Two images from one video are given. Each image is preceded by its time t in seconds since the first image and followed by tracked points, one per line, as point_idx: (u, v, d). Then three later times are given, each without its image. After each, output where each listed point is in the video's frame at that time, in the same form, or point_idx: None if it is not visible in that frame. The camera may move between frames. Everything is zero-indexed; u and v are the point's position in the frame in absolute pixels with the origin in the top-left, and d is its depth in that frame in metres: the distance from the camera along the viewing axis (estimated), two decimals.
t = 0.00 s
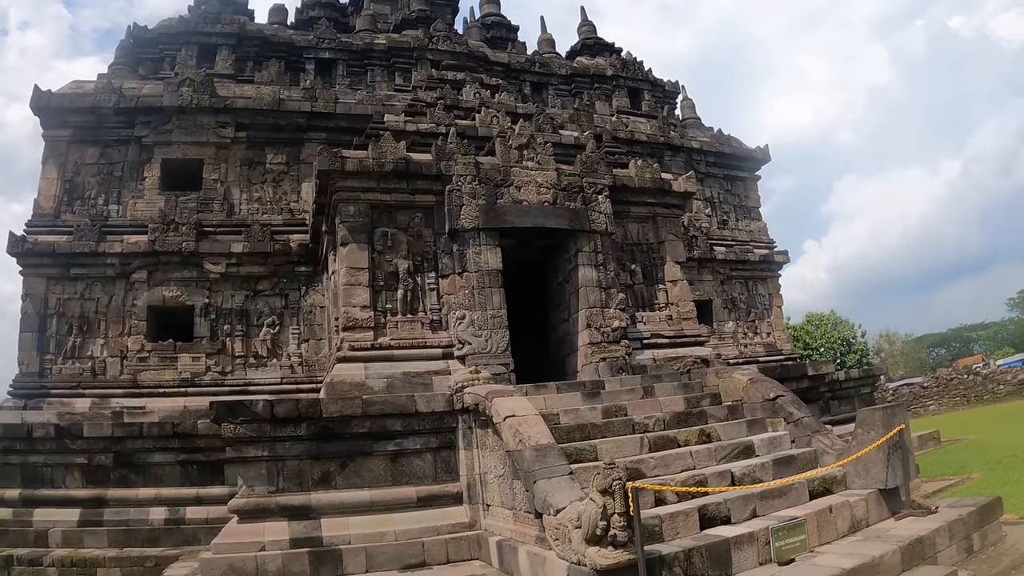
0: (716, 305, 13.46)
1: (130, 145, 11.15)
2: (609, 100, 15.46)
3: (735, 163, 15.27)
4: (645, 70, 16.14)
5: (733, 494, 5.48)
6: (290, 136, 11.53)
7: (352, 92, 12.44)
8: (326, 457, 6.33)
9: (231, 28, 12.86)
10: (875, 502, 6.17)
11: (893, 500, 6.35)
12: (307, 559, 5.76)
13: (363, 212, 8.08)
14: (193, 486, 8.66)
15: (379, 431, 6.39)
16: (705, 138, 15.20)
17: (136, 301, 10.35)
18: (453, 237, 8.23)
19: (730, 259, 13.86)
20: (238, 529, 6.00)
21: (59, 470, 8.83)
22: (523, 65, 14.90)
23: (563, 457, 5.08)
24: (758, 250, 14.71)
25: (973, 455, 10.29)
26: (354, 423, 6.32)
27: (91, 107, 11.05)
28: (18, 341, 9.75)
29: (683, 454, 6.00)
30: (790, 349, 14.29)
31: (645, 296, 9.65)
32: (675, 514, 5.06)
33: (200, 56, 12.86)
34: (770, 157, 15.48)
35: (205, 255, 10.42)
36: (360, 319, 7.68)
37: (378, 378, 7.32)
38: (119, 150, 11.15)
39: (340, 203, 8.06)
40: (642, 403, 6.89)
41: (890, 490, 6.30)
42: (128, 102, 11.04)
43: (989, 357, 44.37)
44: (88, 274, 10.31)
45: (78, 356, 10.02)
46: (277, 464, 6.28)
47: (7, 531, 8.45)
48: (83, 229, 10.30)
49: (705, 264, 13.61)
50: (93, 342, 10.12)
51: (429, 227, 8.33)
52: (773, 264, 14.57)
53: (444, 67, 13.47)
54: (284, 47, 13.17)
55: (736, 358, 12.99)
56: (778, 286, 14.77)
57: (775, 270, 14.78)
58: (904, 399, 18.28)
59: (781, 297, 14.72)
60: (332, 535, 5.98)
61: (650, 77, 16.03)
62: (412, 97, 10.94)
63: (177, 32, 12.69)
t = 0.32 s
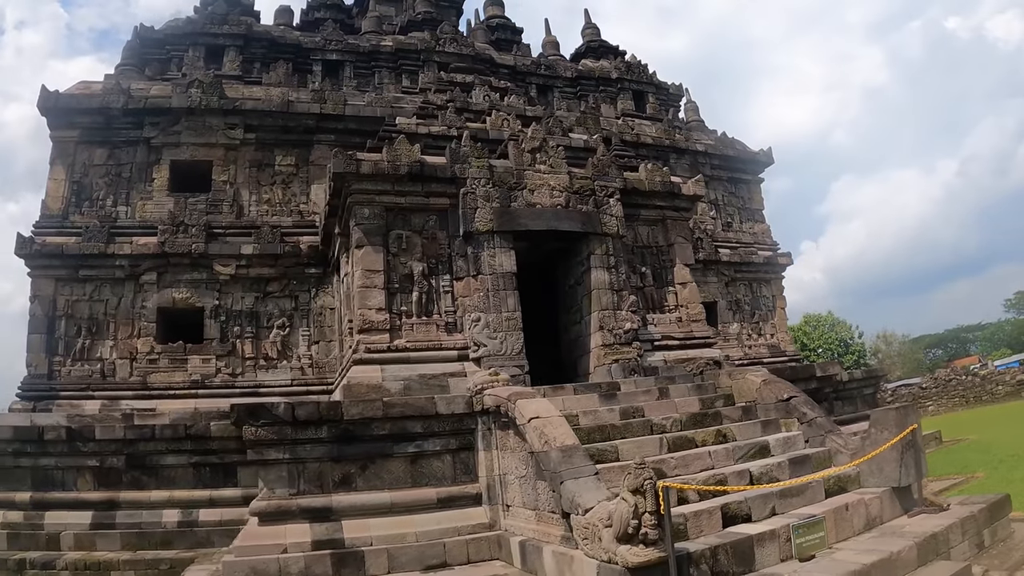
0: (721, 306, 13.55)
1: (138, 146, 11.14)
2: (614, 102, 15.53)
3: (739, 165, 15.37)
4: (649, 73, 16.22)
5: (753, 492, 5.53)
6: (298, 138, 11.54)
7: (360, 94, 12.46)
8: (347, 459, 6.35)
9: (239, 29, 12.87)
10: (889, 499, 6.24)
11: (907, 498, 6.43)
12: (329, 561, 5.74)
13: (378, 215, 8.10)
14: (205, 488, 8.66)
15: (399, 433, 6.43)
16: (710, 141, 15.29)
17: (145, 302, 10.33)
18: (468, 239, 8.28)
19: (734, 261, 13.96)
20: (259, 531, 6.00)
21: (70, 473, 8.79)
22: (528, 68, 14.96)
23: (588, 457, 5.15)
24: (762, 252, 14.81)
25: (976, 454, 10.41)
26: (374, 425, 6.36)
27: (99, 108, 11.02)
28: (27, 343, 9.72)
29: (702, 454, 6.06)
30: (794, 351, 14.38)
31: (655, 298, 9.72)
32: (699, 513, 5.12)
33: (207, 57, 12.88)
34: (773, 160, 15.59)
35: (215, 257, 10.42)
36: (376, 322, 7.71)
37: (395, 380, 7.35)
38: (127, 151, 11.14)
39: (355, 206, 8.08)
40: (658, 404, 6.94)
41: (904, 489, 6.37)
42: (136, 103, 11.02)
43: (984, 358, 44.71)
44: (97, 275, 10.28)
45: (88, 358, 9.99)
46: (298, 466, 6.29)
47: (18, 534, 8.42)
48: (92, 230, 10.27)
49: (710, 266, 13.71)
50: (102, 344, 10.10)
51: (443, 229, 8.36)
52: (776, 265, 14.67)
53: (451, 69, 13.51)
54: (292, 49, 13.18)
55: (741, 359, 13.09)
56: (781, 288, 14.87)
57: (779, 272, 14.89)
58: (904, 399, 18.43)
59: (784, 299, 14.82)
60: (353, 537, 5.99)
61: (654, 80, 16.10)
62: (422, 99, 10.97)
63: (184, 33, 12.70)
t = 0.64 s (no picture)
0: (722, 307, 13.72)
1: (146, 147, 11.21)
2: (615, 105, 15.68)
3: (739, 167, 15.54)
4: (650, 76, 16.37)
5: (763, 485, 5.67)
6: (306, 140, 11.64)
7: (366, 97, 12.55)
8: (364, 458, 6.46)
9: (244, 31, 12.96)
10: (893, 493, 6.40)
11: (909, 492, 6.59)
12: (348, 558, 5.84)
13: (390, 216, 8.21)
14: (217, 488, 8.75)
15: (415, 432, 6.55)
16: (710, 144, 15.45)
17: (154, 303, 10.40)
18: (478, 241, 8.40)
19: (735, 262, 14.14)
20: (279, 528, 6.09)
21: (81, 473, 8.84)
22: (531, 71, 15.10)
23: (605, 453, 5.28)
24: (762, 253, 14.98)
25: (974, 451, 10.60)
26: (391, 424, 6.47)
27: (107, 110, 11.07)
28: (37, 344, 9.76)
29: (713, 450, 6.21)
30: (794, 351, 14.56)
31: (661, 299, 9.86)
32: (712, 505, 5.24)
33: (213, 59, 12.96)
34: (773, 162, 15.76)
35: (224, 258, 10.50)
36: (389, 322, 7.81)
37: (408, 379, 7.46)
38: (135, 153, 11.20)
39: (367, 208, 8.18)
40: (668, 402, 7.08)
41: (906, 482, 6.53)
42: (144, 105, 11.09)
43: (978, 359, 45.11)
44: (106, 276, 10.34)
45: (97, 359, 10.05)
46: (316, 464, 6.38)
47: (30, 534, 8.44)
48: (102, 231, 10.33)
49: (711, 267, 13.88)
50: (111, 345, 10.16)
51: (453, 231, 8.48)
52: (776, 267, 14.84)
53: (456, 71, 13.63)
54: (297, 51, 13.28)
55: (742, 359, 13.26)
56: (781, 288, 15.05)
57: (779, 273, 15.06)
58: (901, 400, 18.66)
59: (784, 299, 15.00)
60: (371, 533, 6.09)
61: (655, 83, 16.26)
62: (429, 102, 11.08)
63: (190, 35, 12.78)
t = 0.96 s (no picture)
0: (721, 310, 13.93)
1: (155, 149, 11.32)
2: (617, 110, 15.88)
3: (739, 172, 15.77)
4: (651, 82, 16.59)
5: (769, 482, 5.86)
6: (313, 144, 11.77)
7: (372, 101, 12.69)
8: (381, 457, 6.60)
9: (252, 35, 13.09)
10: (893, 489, 6.60)
11: (908, 489, 6.80)
12: (367, 555, 5.96)
13: (402, 221, 8.36)
14: (229, 487, 8.87)
15: (431, 431, 6.71)
16: (711, 149, 15.68)
17: (164, 304, 10.50)
18: (488, 245, 8.57)
19: (734, 266, 14.37)
20: (298, 526, 6.21)
21: (93, 473, 8.91)
22: (534, 76, 15.29)
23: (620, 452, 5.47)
24: (761, 257, 15.21)
25: (969, 452, 10.83)
26: (407, 424, 6.63)
27: (117, 112, 11.15)
28: (47, 345, 9.84)
29: (721, 449, 6.39)
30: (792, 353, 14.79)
31: (664, 302, 10.05)
32: (722, 501, 5.43)
33: (221, 62, 13.08)
34: (771, 167, 16.01)
35: (233, 260, 10.61)
36: (401, 324, 7.96)
37: (421, 381, 7.61)
38: (144, 155, 11.30)
39: (380, 212, 8.32)
40: (675, 403, 7.26)
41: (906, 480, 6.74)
42: (154, 107, 11.18)
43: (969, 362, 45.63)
44: (116, 277, 10.42)
45: (107, 359, 10.13)
46: (334, 464, 6.51)
47: (42, 533, 8.50)
48: (112, 233, 10.42)
49: (711, 270, 14.09)
50: (121, 346, 10.24)
51: (464, 236, 8.64)
52: (775, 270, 15.07)
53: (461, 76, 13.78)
54: (304, 55, 13.41)
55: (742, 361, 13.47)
56: (779, 292, 15.28)
57: (777, 276, 15.29)
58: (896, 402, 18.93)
59: (782, 302, 15.23)
60: (388, 531, 6.23)
61: (656, 88, 16.49)
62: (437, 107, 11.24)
63: (198, 38, 12.88)
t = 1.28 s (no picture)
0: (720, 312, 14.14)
1: (164, 151, 11.43)
2: (618, 114, 16.08)
3: (737, 177, 16.01)
4: (651, 87, 16.82)
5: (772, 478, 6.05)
6: (321, 146, 11.91)
7: (378, 104, 12.84)
8: (395, 455, 6.75)
9: (258, 37, 13.22)
10: (891, 486, 6.82)
11: (906, 486, 7.01)
12: (383, 551, 6.12)
13: (412, 224, 8.51)
14: (240, 485, 9.03)
15: (444, 430, 6.87)
16: (710, 154, 15.91)
17: (172, 305, 10.61)
18: (496, 249, 8.73)
19: (733, 269, 14.61)
20: (315, 523, 6.35)
21: (104, 472, 9.00)
22: (536, 80, 15.47)
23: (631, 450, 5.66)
24: (760, 260, 15.45)
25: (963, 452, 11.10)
26: (421, 423, 6.79)
27: (125, 113, 11.24)
28: (57, 344, 9.92)
29: (725, 447, 6.58)
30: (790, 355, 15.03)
31: (666, 305, 10.26)
32: (728, 496, 5.62)
33: (227, 64, 13.20)
34: (769, 172, 16.26)
35: (242, 262, 10.75)
36: (412, 325, 8.12)
37: (431, 381, 7.77)
38: (152, 156, 11.40)
39: (391, 216, 8.47)
40: (681, 403, 7.45)
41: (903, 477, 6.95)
42: (162, 109, 11.27)
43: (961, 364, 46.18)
44: (125, 277, 10.53)
45: (116, 359, 10.24)
46: (349, 462, 6.66)
47: (53, 531, 8.57)
48: (121, 234, 10.52)
49: (711, 273, 14.31)
50: (130, 346, 10.34)
51: (473, 239, 8.81)
52: (773, 273, 15.31)
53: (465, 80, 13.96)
54: (309, 58, 13.55)
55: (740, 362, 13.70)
56: (777, 294, 15.53)
57: (775, 279, 15.54)
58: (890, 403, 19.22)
59: (780, 305, 15.48)
60: (403, 527, 6.38)
61: (656, 93, 16.71)
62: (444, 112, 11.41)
63: (204, 40, 12.99)
